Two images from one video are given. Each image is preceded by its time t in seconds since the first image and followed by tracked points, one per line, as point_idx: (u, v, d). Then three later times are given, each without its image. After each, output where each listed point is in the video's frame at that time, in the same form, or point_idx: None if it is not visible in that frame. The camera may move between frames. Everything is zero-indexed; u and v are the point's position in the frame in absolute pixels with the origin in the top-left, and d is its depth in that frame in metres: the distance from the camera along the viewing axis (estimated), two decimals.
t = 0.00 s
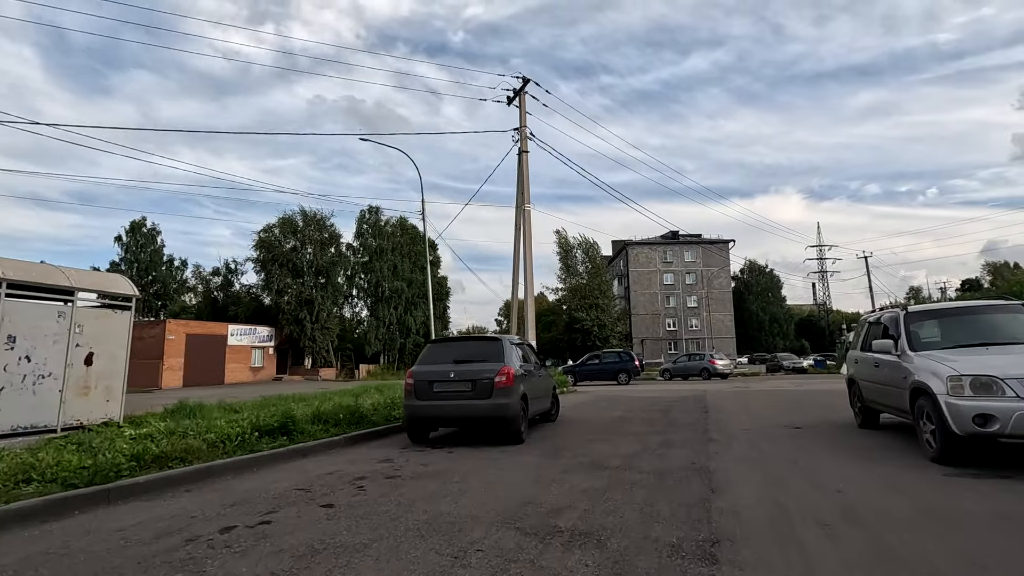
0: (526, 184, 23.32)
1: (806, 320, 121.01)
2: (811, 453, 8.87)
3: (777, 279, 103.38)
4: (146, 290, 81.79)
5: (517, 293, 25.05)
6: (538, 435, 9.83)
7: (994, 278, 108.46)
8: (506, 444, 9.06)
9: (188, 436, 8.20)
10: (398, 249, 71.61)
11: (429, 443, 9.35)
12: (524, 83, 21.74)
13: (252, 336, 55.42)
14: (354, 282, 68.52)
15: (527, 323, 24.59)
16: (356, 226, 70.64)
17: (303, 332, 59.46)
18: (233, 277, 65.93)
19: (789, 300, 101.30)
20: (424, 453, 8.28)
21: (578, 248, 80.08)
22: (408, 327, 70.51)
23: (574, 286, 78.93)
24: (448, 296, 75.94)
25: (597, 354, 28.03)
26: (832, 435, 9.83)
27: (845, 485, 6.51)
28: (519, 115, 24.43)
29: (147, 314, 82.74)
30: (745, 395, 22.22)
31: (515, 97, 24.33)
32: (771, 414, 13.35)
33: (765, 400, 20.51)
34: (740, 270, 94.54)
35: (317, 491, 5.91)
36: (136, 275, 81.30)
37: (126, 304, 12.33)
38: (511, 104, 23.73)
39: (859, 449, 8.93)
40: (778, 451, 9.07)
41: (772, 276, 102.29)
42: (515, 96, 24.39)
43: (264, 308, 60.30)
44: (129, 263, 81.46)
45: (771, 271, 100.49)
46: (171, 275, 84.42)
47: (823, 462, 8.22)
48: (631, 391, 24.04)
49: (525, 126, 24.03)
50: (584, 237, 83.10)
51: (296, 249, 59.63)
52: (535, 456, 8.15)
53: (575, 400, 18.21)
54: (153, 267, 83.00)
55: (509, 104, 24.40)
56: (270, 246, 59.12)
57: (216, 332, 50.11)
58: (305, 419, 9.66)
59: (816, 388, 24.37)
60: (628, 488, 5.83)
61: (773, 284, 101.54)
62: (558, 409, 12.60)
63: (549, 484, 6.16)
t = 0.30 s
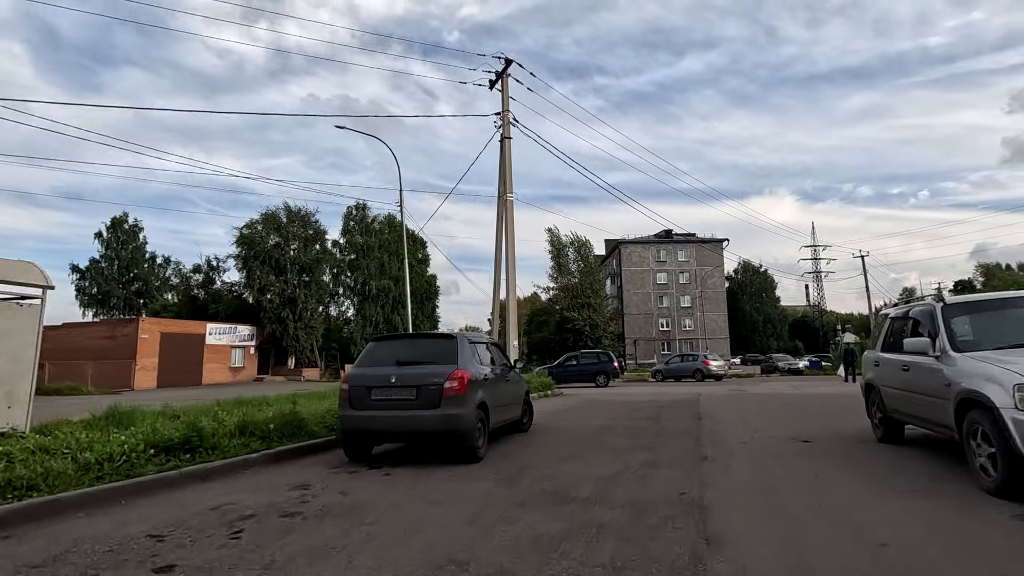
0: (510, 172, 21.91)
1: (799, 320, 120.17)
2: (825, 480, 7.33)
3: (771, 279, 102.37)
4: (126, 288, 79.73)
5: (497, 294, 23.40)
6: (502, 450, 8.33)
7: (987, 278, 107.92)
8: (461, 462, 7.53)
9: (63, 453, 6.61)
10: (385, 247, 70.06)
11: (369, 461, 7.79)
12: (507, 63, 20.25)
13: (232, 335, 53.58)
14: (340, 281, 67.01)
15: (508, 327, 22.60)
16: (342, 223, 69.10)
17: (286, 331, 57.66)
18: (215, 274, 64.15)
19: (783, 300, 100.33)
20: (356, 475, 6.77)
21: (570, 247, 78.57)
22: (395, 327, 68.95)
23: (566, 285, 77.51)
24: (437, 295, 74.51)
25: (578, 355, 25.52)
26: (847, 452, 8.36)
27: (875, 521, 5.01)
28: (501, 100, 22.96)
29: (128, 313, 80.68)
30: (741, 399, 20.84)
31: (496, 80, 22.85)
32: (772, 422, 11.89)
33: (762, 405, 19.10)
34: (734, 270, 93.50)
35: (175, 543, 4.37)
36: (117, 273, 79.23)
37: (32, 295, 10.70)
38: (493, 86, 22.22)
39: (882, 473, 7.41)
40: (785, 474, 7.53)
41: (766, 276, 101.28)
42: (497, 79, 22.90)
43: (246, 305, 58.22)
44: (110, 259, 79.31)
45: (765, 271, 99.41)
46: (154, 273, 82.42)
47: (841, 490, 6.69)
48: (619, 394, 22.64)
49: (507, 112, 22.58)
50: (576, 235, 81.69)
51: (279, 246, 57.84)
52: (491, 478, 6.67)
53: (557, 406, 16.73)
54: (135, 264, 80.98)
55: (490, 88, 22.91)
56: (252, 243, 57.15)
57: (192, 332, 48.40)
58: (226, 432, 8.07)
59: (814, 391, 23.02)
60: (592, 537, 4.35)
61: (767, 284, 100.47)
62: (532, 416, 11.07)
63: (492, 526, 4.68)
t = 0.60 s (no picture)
0: (491, 158, 20.67)
1: (795, 321, 119.05)
2: (852, 515, 5.69)
3: (767, 279, 101.19)
4: (109, 286, 77.85)
5: (479, 292, 21.91)
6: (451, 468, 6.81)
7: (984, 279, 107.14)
8: (392, 489, 6.02)
9: None
10: (374, 244, 68.58)
11: (281, 486, 6.22)
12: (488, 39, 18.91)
13: (213, 333, 51.80)
14: (327, 278, 65.47)
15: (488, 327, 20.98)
16: (330, 219, 67.56)
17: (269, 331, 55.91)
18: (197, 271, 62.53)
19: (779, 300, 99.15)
20: (246, 509, 5.31)
21: (564, 244, 77.10)
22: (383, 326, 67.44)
23: (559, 284, 76.06)
24: (427, 293, 73.12)
25: (550, 355, 23.85)
26: (865, 476, 6.93)
27: None
28: (482, 82, 21.59)
29: (110, 310, 78.76)
30: (737, 402, 19.41)
31: (477, 61, 21.50)
32: (775, 432, 10.37)
33: (761, 408, 17.64)
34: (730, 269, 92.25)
35: None
36: (99, 270, 77.34)
37: None
38: (474, 67, 20.85)
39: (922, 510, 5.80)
40: (798, 508, 5.88)
41: (762, 276, 100.08)
42: (478, 59, 21.48)
43: (227, 302, 56.29)
44: (93, 256, 77.42)
45: (761, 271, 98.22)
46: (138, 270, 80.57)
47: (875, 535, 5.04)
48: (608, 397, 21.26)
49: (488, 94, 21.20)
50: (570, 233, 80.28)
51: (263, 242, 56.16)
52: (424, 511, 5.19)
53: (537, 412, 15.23)
54: (118, 261, 79.16)
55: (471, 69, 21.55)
56: (233, 239, 55.35)
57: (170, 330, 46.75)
58: (108, 451, 6.42)
59: (814, 394, 21.65)
60: None
61: (763, 284, 99.26)
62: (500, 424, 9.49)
63: None
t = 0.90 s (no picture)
0: (468, 141, 19.27)
1: (791, 321, 117.99)
2: (883, 568, 4.25)
3: (762, 279, 100.06)
4: (90, 284, 75.87)
5: (455, 287, 20.42)
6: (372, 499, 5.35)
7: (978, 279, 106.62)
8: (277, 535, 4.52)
9: None
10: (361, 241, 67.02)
11: (143, 526, 4.79)
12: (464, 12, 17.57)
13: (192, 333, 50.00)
14: (313, 276, 63.85)
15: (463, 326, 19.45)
16: (316, 215, 65.90)
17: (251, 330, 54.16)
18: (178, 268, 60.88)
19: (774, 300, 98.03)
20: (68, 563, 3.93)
21: (556, 242, 75.73)
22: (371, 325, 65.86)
23: (551, 282, 74.63)
24: (416, 292, 71.62)
25: (523, 355, 22.40)
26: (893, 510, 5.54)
27: None
28: (460, 62, 20.22)
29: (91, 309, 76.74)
30: (731, 404, 18.11)
31: (454, 38, 20.07)
32: (778, 446, 8.95)
33: (758, 411, 16.32)
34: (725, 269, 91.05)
35: None
36: (79, 267, 75.35)
37: None
38: (451, 44, 19.47)
39: (973, 562, 4.37)
40: (811, 558, 4.46)
41: (757, 275, 98.94)
42: (455, 37, 20.10)
43: (208, 300, 54.53)
44: (73, 253, 75.41)
45: (756, 270, 97.11)
46: (120, 268, 78.65)
47: None
48: (594, 399, 19.91)
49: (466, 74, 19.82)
50: (562, 231, 78.90)
51: (245, 238, 54.48)
52: (301, 575, 3.73)
53: (514, 418, 13.79)
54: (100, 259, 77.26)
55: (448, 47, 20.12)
56: (214, 235, 53.73)
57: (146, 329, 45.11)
58: None
59: (812, 396, 20.42)
60: None
61: (758, 283, 98.22)
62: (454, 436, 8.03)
63: None
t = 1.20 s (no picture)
0: (444, 123, 17.85)
1: (786, 322, 117.06)
2: None
3: (758, 279, 98.96)
4: (71, 282, 73.90)
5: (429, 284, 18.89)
6: (237, 561, 3.94)
7: (974, 280, 105.91)
8: None
9: None
10: (349, 238, 65.44)
11: None
12: None
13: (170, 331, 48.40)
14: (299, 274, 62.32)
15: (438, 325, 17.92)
16: (302, 212, 64.24)
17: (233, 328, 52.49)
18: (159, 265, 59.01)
19: (770, 300, 96.94)
20: None
21: (549, 240, 74.39)
22: (359, 324, 64.27)
23: (543, 281, 73.24)
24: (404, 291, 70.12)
25: (498, 355, 20.96)
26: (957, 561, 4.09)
27: None
28: (436, 39, 18.78)
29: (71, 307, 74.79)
30: (727, 409, 16.75)
31: (430, 13, 18.64)
32: (788, 465, 7.50)
33: (757, 417, 14.93)
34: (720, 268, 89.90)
35: None
36: (60, 264, 73.36)
37: None
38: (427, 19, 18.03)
39: None
40: None
41: (752, 276, 97.85)
42: (431, 12, 18.64)
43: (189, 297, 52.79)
44: (53, 250, 73.44)
45: (751, 270, 96.02)
46: (102, 266, 76.70)
47: None
48: (579, 403, 18.55)
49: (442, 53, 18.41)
50: (555, 229, 77.50)
51: (228, 235, 52.76)
52: None
53: (487, 426, 12.34)
54: (82, 256, 75.36)
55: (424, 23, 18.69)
56: (195, 231, 51.97)
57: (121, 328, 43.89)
58: None
59: (813, 399, 19.09)
60: None
61: (754, 283, 97.05)
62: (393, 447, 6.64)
63: None
